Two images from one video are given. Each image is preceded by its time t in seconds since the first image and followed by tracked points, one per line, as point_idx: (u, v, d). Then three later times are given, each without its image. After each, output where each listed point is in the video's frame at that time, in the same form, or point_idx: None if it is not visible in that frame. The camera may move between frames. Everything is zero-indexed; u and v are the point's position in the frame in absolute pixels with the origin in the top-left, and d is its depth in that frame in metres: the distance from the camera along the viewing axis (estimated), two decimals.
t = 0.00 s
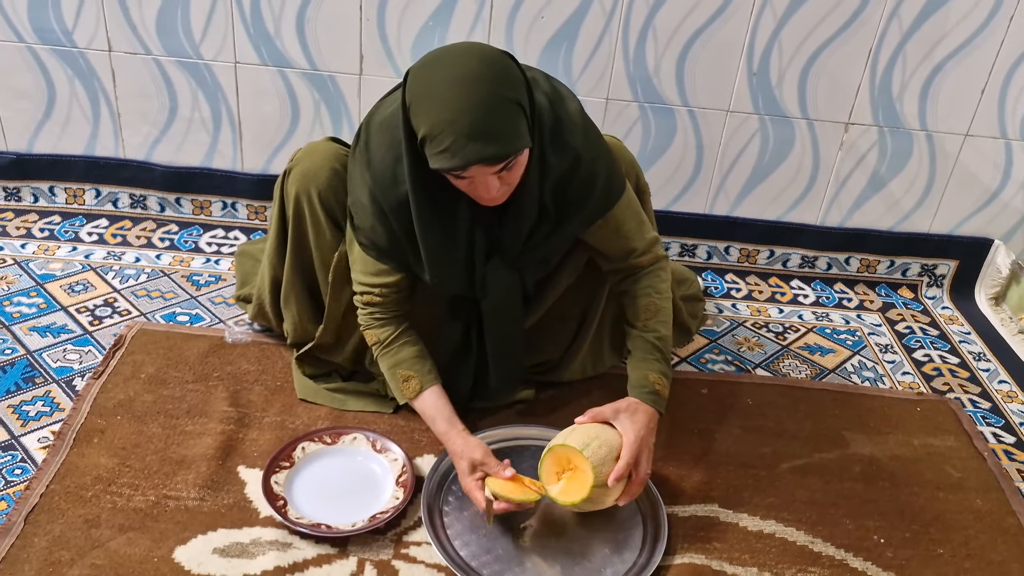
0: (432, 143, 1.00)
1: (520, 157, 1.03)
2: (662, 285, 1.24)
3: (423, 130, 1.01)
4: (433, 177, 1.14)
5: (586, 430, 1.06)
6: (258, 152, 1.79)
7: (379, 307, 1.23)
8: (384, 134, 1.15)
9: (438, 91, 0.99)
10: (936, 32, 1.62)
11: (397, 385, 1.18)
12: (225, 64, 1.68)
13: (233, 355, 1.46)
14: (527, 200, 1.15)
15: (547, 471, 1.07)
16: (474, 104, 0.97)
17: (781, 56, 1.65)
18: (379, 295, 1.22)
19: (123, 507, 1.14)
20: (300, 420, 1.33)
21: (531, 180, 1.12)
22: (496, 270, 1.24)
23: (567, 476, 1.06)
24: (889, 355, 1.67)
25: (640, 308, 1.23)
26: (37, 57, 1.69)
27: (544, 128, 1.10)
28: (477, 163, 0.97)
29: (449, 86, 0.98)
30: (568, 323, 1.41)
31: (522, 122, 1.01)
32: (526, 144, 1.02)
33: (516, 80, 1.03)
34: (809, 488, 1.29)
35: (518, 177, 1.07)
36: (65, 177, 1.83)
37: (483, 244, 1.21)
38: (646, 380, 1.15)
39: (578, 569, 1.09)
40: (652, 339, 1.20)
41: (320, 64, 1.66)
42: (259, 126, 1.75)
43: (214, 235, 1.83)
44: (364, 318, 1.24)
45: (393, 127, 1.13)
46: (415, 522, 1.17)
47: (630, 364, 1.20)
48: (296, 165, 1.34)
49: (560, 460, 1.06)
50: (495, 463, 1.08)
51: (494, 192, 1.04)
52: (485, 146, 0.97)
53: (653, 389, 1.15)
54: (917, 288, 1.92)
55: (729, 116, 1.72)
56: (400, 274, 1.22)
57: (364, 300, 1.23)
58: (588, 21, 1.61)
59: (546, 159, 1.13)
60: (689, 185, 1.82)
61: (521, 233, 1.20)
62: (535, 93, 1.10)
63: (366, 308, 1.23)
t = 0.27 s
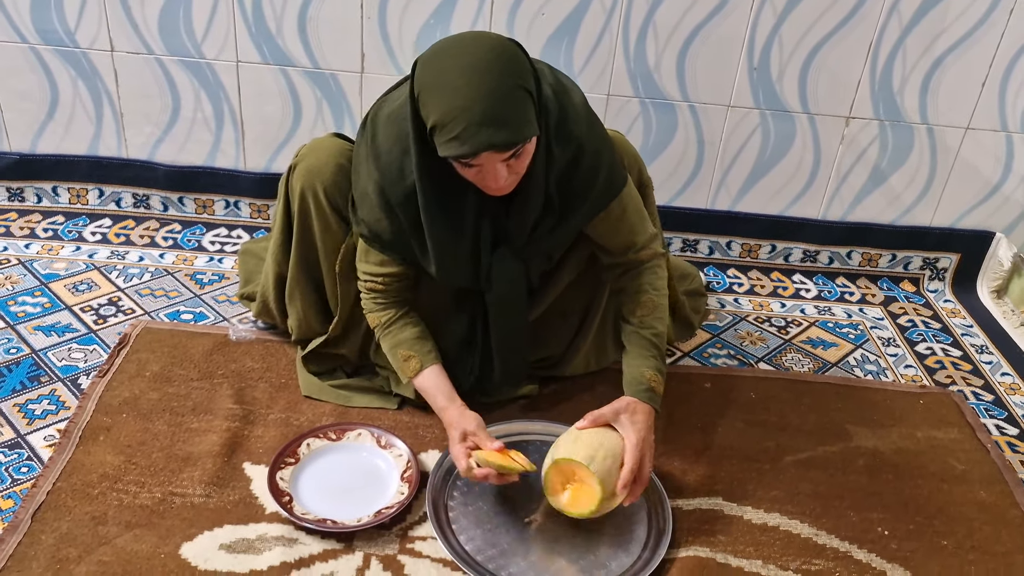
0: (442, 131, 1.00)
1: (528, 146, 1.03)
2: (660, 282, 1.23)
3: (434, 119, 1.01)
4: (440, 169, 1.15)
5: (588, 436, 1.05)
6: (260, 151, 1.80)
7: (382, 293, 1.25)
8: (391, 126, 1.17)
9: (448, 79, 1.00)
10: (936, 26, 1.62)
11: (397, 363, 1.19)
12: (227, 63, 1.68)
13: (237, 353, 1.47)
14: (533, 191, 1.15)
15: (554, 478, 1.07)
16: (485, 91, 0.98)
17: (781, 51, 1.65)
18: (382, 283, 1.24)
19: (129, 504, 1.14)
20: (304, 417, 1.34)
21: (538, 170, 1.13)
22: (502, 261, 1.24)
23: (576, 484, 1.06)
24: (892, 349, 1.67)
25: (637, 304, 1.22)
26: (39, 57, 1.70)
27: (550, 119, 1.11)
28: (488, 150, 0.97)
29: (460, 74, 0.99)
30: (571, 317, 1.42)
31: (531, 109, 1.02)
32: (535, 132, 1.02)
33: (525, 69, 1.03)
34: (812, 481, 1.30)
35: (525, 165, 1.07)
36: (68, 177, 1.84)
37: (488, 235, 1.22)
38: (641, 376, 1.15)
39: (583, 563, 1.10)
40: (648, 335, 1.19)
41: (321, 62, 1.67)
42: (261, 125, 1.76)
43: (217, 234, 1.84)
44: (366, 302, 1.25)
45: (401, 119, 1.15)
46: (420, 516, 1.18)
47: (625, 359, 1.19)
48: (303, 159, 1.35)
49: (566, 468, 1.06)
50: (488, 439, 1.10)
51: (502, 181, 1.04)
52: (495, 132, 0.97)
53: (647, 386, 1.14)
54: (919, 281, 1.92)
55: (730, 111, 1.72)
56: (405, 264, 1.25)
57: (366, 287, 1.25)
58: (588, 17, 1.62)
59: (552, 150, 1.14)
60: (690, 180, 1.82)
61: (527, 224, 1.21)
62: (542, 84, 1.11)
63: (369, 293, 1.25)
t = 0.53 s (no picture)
0: (434, 112, 1.00)
1: (520, 131, 1.04)
2: (657, 278, 1.23)
3: (426, 100, 1.01)
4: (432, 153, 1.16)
5: (582, 444, 1.07)
6: (262, 150, 1.80)
7: (373, 284, 1.24)
8: (384, 111, 1.17)
9: (440, 60, 1.00)
10: (937, 23, 1.62)
11: (385, 361, 1.17)
12: (230, 62, 1.68)
13: (240, 351, 1.47)
14: (525, 178, 1.15)
15: (565, 492, 1.09)
16: (477, 73, 0.98)
17: (782, 48, 1.65)
18: (373, 272, 1.24)
19: (134, 502, 1.15)
20: (308, 414, 1.34)
21: (528, 159, 1.13)
22: (494, 250, 1.24)
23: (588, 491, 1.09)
24: (894, 345, 1.67)
25: (634, 299, 1.22)
26: (42, 57, 1.70)
27: (543, 108, 1.13)
28: (479, 131, 0.98)
29: (453, 55, 0.99)
30: (570, 314, 1.42)
31: (522, 94, 1.03)
32: (526, 117, 1.03)
33: (517, 53, 1.04)
34: (815, 477, 1.30)
35: (517, 152, 1.09)
36: (72, 177, 1.84)
37: (481, 224, 1.22)
38: (647, 372, 1.15)
39: (586, 559, 1.10)
40: (650, 332, 1.20)
41: (323, 61, 1.67)
42: (264, 124, 1.76)
43: (220, 233, 1.84)
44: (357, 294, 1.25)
45: (394, 103, 1.16)
46: (423, 513, 1.18)
47: (627, 356, 1.19)
48: (301, 145, 1.36)
49: (572, 479, 1.08)
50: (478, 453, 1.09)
51: (493, 166, 1.05)
52: (488, 115, 0.98)
53: (653, 381, 1.14)
54: (921, 278, 1.92)
55: (731, 109, 1.73)
56: (396, 253, 1.24)
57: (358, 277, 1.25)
58: (589, 16, 1.62)
59: (546, 140, 1.15)
60: (692, 178, 1.83)
61: (519, 211, 1.21)
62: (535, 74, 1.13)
63: (360, 284, 1.25)
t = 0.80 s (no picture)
0: (419, 103, 1.03)
1: (507, 123, 1.05)
2: (651, 272, 1.23)
3: (411, 92, 1.04)
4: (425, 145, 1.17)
5: (575, 442, 1.08)
6: (265, 149, 1.80)
7: (371, 277, 1.24)
8: (379, 105, 1.20)
9: (425, 53, 1.03)
10: (938, 20, 1.62)
11: (390, 347, 1.15)
12: (232, 62, 1.69)
13: (244, 350, 1.48)
14: (517, 169, 1.16)
15: (560, 488, 1.10)
16: (461, 64, 1.01)
17: (784, 45, 1.65)
18: (370, 265, 1.24)
19: (138, 500, 1.15)
20: (311, 412, 1.35)
21: (519, 150, 1.14)
22: (486, 242, 1.24)
23: (583, 488, 1.09)
24: (896, 342, 1.67)
25: (628, 293, 1.21)
26: (45, 57, 1.70)
27: (534, 101, 1.14)
28: (463, 121, 1.00)
29: (436, 48, 1.02)
30: (572, 309, 1.43)
31: (507, 85, 1.05)
32: (512, 108, 1.05)
33: (502, 46, 1.06)
34: (817, 473, 1.30)
35: (508, 144, 1.10)
36: (75, 176, 1.85)
37: (473, 216, 1.23)
38: (640, 367, 1.13)
39: (589, 556, 1.10)
40: (644, 326, 1.18)
41: (326, 60, 1.67)
42: (266, 123, 1.77)
43: (223, 232, 1.84)
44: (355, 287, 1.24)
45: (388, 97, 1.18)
46: (426, 511, 1.19)
47: (621, 351, 1.18)
48: (299, 142, 1.37)
49: (567, 477, 1.09)
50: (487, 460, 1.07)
51: (482, 158, 1.07)
52: (471, 104, 1.00)
53: (647, 375, 1.13)
54: (923, 275, 1.92)
55: (733, 106, 1.73)
56: (393, 245, 1.24)
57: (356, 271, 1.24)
58: (591, 14, 1.62)
59: (538, 131, 1.16)
60: (693, 176, 1.83)
61: (512, 203, 1.21)
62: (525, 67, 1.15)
63: (357, 276, 1.24)
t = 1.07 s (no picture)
0: (415, 107, 1.04)
1: (503, 125, 1.06)
2: (650, 272, 1.23)
3: (406, 96, 1.06)
4: (423, 147, 1.18)
5: (577, 445, 1.08)
6: (267, 152, 1.81)
7: (384, 284, 1.23)
8: (376, 107, 1.21)
9: (418, 56, 1.04)
10: (938, 19, 1.62)
11: (408, 357, 1.13)
12: (233, 65, 1.69)
13: (246, 353, 1.48)
14: (515, 170, 1.17)
15: (563, 492, 1.10)
16: (453, 66, 1.02)
17: (785, 45, 1.65)
18: (383, 271, 1.23)
19: (143, 503, 1.16)
20: (314, 415, 1.35)
21: (516, 152, 1.15)
22: (485, 243, 1.25)
23: (586, 492, 1.09)
24: (898, 342, 1.67)
25: (626, 294, 1.21)
26: (47, 62, 1.71)
27: (530, 102, 1.15)
28: (458, 125, 1.01)
29: (429, 51, 1.03)
30: (574, 308, 1.42)
31: (501, 86, 1.05)
32: (507, 110, 1.05)
33: (496, 47, 1.07)
34: (820, 473, 1.30)
35: (504, 146, 1.10)
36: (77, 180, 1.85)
37: (472, 217, 1.23)
38: (640, 368, 1.14)
39: (592, 557, 1.10)
40: (644, 327, 1.18)
41: (327, 63, 1.67)
42: (268, 126, 1.77)
43: (225, 235, 1.85)
44: (369, 296, 1.22)
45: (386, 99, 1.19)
46: (429, 513, 1.19)
47: (620, 352, 1.18)
48: (296, 145, 1.37)
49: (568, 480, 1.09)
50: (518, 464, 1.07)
51: (479, 161, 1.07)
52: (465, 107, 1.01)
53: (648, 376, 1.13)
54: (925, 274, 1.92)
55: (733, 106, 1.73)
56: (400, 248, 1.25)
57: (368, 278, 1.23)
58: (591, 16, 1.62)
59: (535, 133, 1.17)
60: (694, 176, 1.83)
61: (510, 205, 1.22)
62: (521, 68, 1.16)
63: (370, 285, 1.23)
